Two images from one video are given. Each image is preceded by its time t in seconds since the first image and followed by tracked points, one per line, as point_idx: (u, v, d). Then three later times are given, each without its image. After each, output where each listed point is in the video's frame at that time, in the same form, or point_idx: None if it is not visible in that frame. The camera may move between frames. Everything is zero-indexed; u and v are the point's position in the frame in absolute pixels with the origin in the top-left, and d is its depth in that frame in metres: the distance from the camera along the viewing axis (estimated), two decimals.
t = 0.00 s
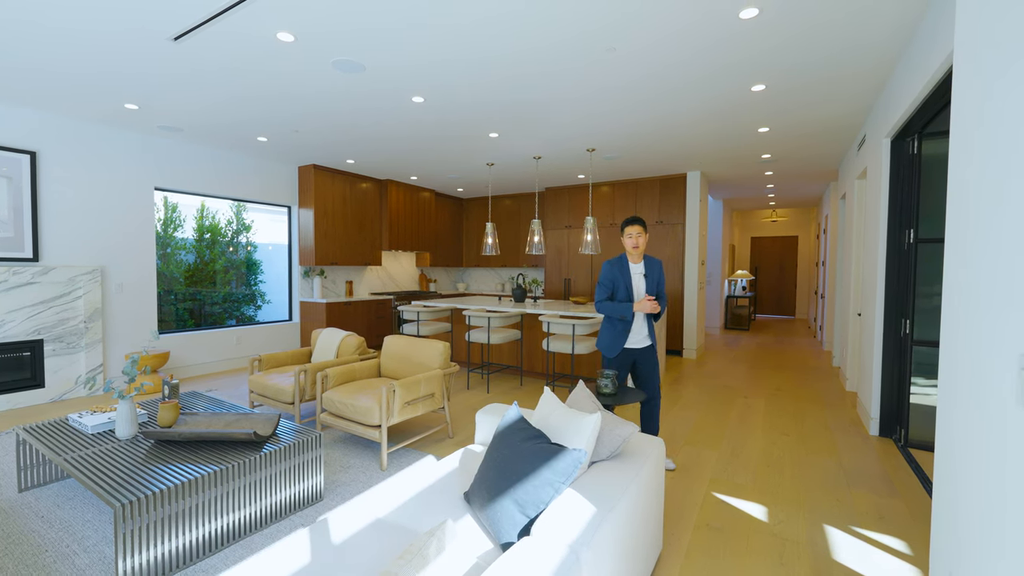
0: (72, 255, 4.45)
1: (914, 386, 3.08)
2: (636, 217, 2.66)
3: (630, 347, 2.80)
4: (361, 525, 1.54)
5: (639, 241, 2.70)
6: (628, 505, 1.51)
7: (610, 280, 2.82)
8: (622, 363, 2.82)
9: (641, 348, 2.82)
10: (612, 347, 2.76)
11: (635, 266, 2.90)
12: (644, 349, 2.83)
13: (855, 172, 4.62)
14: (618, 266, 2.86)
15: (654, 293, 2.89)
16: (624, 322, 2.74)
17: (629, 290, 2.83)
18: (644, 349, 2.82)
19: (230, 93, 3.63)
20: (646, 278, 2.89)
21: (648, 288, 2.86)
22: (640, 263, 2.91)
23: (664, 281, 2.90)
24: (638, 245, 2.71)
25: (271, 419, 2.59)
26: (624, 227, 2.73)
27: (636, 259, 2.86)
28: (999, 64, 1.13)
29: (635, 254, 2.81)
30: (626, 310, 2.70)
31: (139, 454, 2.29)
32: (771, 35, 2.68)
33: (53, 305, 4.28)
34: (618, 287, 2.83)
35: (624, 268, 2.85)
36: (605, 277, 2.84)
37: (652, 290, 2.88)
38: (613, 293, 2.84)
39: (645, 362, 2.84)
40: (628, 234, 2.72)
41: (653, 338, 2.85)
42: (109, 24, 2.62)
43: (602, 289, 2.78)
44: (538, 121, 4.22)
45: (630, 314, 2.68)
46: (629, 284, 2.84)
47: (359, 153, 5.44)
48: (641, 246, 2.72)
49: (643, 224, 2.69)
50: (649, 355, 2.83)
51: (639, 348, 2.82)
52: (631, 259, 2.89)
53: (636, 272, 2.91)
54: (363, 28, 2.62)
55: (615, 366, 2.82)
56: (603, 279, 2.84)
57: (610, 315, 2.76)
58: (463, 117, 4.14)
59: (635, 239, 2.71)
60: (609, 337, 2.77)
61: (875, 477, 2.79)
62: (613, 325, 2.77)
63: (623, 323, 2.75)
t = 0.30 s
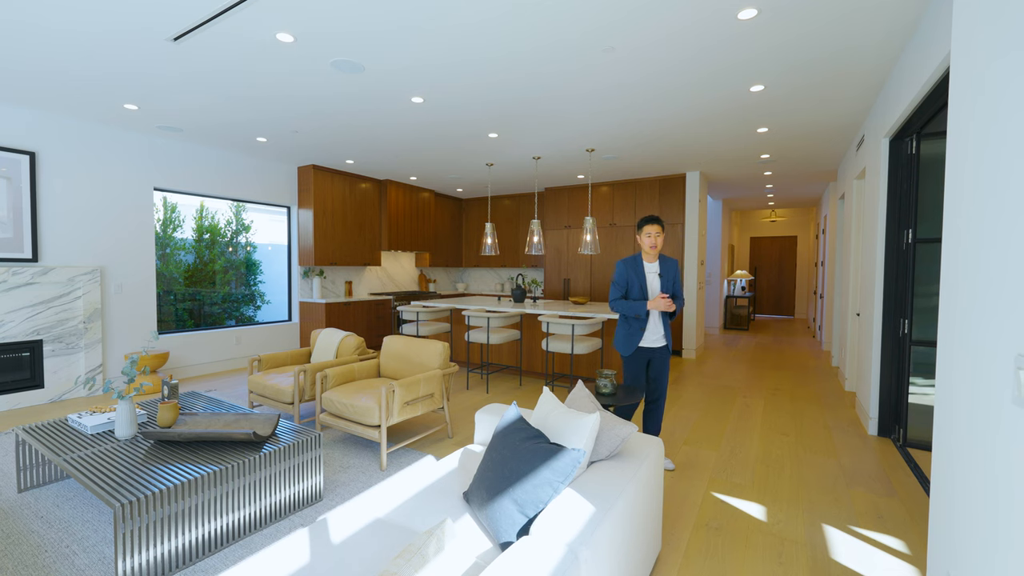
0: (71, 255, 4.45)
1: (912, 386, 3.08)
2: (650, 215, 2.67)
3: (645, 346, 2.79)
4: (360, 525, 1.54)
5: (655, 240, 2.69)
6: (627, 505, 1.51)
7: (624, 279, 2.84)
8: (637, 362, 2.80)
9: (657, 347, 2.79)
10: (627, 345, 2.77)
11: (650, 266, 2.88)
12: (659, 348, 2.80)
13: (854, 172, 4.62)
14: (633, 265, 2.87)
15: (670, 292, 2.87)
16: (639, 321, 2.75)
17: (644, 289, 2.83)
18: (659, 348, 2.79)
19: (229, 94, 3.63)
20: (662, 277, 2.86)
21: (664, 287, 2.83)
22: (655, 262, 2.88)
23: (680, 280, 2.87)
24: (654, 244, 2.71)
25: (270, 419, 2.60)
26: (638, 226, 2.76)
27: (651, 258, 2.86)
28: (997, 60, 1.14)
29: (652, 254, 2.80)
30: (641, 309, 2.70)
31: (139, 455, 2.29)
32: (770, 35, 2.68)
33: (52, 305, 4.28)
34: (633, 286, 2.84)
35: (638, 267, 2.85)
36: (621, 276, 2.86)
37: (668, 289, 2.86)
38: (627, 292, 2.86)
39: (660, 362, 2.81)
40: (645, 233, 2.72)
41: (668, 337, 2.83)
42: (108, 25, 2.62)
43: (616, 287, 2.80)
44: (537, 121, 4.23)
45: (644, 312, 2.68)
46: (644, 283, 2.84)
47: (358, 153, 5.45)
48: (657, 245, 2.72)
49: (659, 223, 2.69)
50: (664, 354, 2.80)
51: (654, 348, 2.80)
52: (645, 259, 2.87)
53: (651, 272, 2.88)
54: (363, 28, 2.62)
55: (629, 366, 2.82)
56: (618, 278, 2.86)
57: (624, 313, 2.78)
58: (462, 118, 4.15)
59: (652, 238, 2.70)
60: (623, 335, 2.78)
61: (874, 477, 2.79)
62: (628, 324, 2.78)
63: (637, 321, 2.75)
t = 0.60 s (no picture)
0: (70, 255, 4.44)
1: (911, 386, 3.09)
2: (660, 215, 2.66)
3: (648, 346, 2.80)
4: (359, 525, 1.54)
5: (664, 240, 2.69)
6: (626, 505, 1.50)
7: (630, 278, 2.83)
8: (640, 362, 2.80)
9: (660, 348, 2.79)
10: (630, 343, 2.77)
11: (657, 266, 2.86)
12: (662, 349, 2.80)
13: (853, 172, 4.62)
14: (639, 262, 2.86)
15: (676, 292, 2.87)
16: (642, 319, 2.75)
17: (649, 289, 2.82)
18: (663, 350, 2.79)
19: (228, 93, 3.63)
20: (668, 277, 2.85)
21: (670, 288, 2.83)
22: (662, 262, 2.86)
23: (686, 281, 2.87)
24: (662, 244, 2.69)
25: (269, 419, 2.60)
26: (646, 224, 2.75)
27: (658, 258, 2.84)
28: (995, 57, 1.13)
29: (660, 253, 2.78)
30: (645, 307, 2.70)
31: (138, 454, 2.29)
32: (770, 35, 2.68)
33: (51, 305, 4.28)
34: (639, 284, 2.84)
35: (644, 266, 2.84)
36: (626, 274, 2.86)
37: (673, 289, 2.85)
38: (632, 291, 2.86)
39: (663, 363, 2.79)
40: (654, 232, 2.71)
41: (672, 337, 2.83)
42: (107, 24, 2.62)
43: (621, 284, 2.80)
44: (537, 121, 4.22)
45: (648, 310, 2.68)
46: (650, 283, 2.83)
47: (357, 153, 5.45)
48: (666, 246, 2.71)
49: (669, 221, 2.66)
50: (667, 355, 2.78)
51: (657, 348, 2.79)
52: (652, 259, 2.86)
53: (658, 272, 2.87)
54: (363, 28, 2.62)
55: (633, 365, 2.82)
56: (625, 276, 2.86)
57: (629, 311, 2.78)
58: (462, 118, 4.15)
59: (661, 238, 2.70)
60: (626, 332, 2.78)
61: (873, 477, 2.79)
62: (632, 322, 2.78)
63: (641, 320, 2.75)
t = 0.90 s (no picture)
0: (67, 255, 4.43)
1: (910, 386, 3.09)
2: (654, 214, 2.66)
3: (647, 344, 2.79)
4: (357, 525, 1.54)
5: (656, 236, 2.68)
6: (624, 506, 1.50)
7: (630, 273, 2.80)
8: (639, 361, 2.80)
9: (659, 347, 2.79)
10: (629, 338, 2.75)
11: (655, 262, 2.85)
12: (660, 348, 2.80)
13: (850, 172, 4.63)
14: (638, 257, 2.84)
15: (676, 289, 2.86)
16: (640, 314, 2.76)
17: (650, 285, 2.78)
18: (661, 348, 2.80)
19: (226, 93, 3.62)
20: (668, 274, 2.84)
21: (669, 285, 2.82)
22: (660, 259, 2.86)
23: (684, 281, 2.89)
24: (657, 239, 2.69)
25: (267, 420, 2.60)
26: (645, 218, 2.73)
27: (656, 255, 2.83)
28: (993, 58, 1.13)
29: (655, 250, 2.78)
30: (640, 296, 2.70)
31: (136, 455, 2.28)
32: (769, 36, 2.69)
33: (48, 305, 4.26)
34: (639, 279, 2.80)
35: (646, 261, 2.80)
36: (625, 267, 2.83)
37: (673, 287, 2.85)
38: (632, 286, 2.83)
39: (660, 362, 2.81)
40: (646, 229, 2.70)
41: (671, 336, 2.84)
42: (104, 24, 2.61)
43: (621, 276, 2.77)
44: (535, 121, 4.22)
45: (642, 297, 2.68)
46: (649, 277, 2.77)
47: (356, 153, 5.44)
48: (660, 241, 2.70)
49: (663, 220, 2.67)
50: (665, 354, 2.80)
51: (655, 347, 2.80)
52: (652, 255, 2.85)
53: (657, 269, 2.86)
54: (361, 28, 2.62)
55: (632, 364, 2.81)
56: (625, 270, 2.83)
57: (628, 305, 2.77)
58: (461, 118, 4.15)
59: (652, 234, 2.69)
60: (624, 326, 2.77)
61: (871, 477, 2.79)
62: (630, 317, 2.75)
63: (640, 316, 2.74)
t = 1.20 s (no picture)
0: (65, 255, 4.41)
1: (907, 385, 3.10)
2: (653, 213, 2.65)
3: (646, 346, 2.78)
4: (355, 525, 1.54)
5: (658, 237, 2.68)
6: (622, 506, 1.50)
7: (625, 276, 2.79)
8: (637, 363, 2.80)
9: (658, 347, 2.78)
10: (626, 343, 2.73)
11: (649, 264, 2.86)
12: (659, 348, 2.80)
13: (848, 172, 4.64)
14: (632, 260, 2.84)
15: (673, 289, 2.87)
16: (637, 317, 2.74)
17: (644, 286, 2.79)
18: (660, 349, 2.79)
19: (223, 93, 3.61)
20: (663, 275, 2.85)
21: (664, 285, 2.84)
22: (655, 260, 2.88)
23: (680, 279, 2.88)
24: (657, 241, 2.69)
25: (266, 420, 2.59)
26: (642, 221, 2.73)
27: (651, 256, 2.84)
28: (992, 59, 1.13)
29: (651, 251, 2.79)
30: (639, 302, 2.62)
31: (133, 456, 2.27)
32: (768, 36, 2.69)
33: (45, 305, 4.25)
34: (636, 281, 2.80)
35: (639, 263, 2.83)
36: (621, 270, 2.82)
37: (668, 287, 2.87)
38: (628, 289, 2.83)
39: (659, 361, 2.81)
40: (648, 230, 2.71)
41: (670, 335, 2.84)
42: (102, 24, 2.61)
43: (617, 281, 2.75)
44: (534, 121, 4.22)
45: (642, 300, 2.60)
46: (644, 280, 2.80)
47: (354, 153, 5.44)
48: (660, 243, 2.71)
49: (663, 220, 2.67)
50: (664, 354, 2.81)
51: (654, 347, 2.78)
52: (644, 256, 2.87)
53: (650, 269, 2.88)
54: (359, 27, 2.61)
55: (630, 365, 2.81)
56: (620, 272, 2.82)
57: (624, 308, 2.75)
58: (459, 118, 4.15)
59: (655, 236, 2.70)
60: (621, 331, 2.75)
61: (869, 476, 2.80)
62: (626, 320, 2.74)
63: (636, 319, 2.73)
